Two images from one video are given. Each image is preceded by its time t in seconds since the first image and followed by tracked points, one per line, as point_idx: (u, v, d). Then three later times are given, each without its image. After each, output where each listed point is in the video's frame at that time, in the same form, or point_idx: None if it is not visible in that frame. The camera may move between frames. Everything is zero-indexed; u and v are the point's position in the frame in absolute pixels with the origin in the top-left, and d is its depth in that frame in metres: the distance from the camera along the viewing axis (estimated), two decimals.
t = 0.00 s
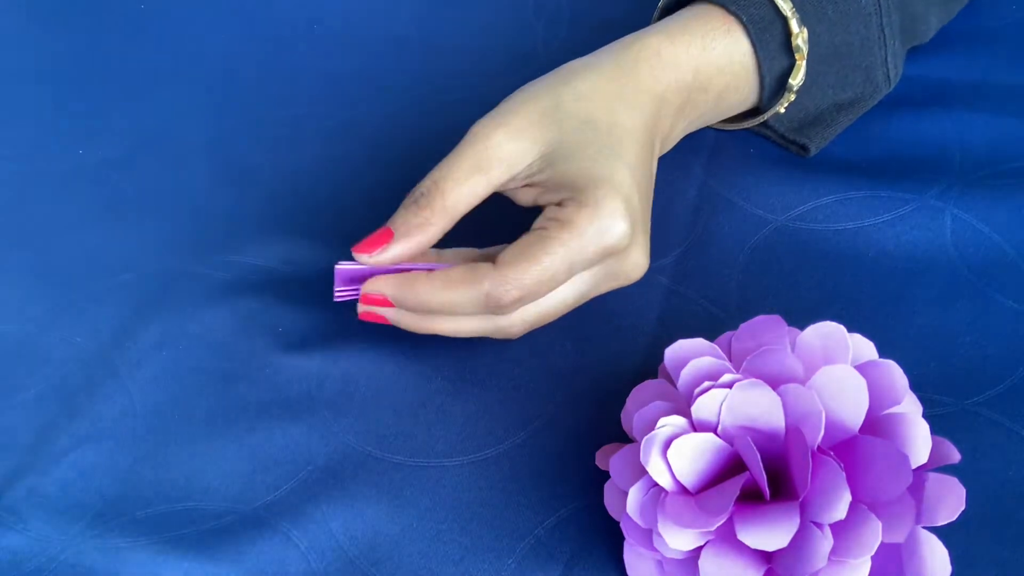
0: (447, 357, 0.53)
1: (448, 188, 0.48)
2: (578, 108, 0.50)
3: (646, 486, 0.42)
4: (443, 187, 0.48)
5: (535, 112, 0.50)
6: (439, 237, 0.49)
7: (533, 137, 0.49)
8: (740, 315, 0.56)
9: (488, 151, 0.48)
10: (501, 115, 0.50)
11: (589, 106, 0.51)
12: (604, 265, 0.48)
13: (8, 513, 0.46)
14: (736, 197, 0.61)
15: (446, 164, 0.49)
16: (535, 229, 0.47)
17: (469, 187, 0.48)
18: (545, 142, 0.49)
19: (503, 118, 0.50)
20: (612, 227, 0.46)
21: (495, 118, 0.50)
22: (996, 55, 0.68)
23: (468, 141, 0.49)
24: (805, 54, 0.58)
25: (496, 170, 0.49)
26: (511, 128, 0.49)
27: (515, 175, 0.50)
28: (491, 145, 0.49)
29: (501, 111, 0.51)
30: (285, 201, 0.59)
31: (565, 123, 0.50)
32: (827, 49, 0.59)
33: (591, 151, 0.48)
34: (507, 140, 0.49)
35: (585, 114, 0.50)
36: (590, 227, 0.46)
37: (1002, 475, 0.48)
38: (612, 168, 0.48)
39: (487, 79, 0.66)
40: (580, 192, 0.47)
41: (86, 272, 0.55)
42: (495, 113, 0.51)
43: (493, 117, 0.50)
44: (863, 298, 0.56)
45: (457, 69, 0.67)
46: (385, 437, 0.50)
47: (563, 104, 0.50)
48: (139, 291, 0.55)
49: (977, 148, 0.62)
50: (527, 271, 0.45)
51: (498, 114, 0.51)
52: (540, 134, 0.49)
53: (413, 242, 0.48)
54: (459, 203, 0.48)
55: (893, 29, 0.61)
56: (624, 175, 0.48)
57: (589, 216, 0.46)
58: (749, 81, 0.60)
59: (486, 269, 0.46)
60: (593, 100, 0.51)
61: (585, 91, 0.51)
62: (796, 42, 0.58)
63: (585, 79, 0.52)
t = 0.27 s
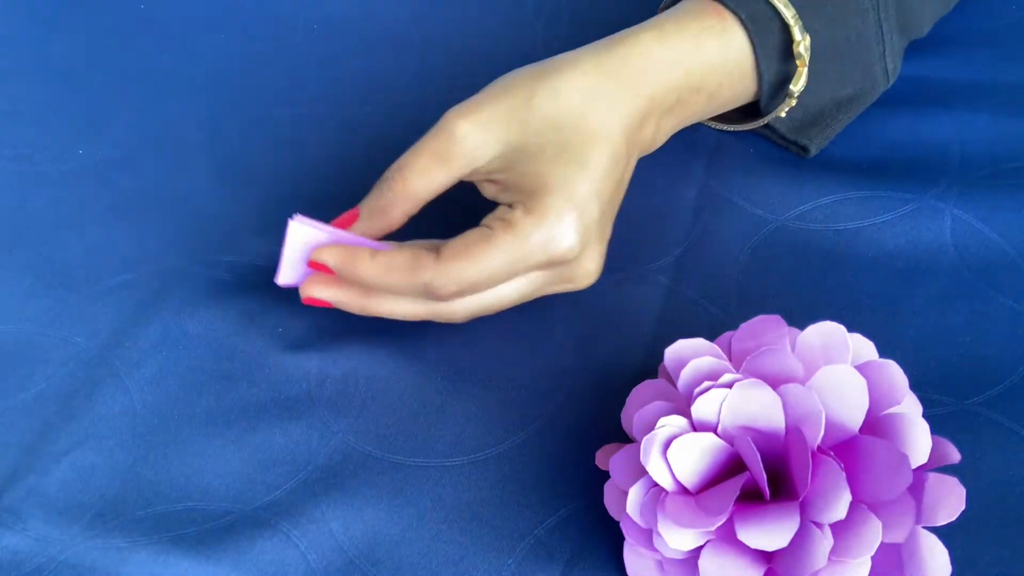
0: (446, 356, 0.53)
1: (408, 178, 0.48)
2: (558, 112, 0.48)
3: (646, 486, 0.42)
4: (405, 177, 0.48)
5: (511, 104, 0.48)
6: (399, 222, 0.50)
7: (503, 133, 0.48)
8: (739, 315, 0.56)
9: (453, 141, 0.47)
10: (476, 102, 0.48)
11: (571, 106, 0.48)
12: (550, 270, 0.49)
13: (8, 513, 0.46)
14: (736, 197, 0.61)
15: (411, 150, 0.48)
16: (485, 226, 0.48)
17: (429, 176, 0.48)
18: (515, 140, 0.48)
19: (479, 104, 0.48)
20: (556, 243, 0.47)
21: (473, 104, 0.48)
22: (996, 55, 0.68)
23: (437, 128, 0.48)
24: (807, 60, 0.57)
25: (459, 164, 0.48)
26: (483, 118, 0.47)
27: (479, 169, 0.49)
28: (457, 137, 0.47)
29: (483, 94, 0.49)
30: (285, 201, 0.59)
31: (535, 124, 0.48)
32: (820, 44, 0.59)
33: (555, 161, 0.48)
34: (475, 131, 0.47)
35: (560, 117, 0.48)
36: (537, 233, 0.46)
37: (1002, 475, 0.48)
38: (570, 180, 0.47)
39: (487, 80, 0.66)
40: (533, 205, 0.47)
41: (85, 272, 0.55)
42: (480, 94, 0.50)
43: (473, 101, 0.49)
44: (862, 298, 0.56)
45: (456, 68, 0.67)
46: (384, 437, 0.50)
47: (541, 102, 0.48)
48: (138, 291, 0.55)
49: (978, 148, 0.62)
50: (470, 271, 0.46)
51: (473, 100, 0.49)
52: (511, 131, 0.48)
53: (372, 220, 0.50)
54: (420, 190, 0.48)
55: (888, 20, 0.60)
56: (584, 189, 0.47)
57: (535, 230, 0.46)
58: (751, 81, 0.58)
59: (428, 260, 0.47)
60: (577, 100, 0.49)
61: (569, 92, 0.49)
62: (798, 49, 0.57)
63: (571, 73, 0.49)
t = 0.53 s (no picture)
0: (446, 356, 0.53)
1: (404, 150, 0.45)
2: (559, 87, 0.48)
3: (646, 486, 0.42)
4: (397, 151, 0.45)
5: (513, 79, 0.47)
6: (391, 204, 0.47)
7: (509, 111, 0.47)
8: (739, 315, 0.56)
9: (454, 114, 0.46)
10: (471, 75, 0.47)
11: (567, 83, 0.48)
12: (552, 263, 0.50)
13: (8, 513, 0.46)
14: (736, 197, 0.61)
15: (407, 122, 0.46)
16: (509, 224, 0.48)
17: (425, 147, 0.45)
18: (519, 119, 0.47)
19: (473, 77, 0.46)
20: (583, 222, 0.48)
21: (467, 78, 0.47)
22: (996, 54, 0.68)
23: (432, 100, 0.46)
24: (790, 42, 0.57)
25: (458, 137, 0.46)
26: (484, 92, 0.46)
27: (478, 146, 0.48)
28: (455, 111, 0.46)
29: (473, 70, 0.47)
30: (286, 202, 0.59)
31: (542, 102, 0.48)
32: (807, 30, 0.58)
33: (563, 143, 0.48)
34: (477, 103, 0.46)
35: (562, 101, 0.48)
36: (558, 224, 0.47)
37: (1002, 475, 0.48)
38: (581, 158, 0.48)
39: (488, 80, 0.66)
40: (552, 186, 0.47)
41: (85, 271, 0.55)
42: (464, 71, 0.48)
43: (464, 74, 0.47)
44: (862, 298, 0.56)
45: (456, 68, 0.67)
46: (384, 437, 0.50)
47: (541, 77, 0.48)
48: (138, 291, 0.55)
49: (978, 148, 0.62)
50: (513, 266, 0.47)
51: (467, 72, 0.47)
52: (517, 108, 0.47)
53: (367, 202, 0.46)
54: (416, 168, 0.46)
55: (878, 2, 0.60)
56: (594, 166, 0.48)
57: (557, 215, 0.47)
58: (736, 67, 0.59)
59: (474, 271, 0.47)
60: (569, 75, 0.49)
61: (565, 69, 0.49)
62: (781, 30, 0.57)
63: (564, 50, 0.49)
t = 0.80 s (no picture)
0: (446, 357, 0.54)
1: (448, 151, 0.48)
2: (594, 98, 0.54)
3: (646, 486, 0.42)
4: (439, 151, 0.48)
5: (549, 92, 0.52)
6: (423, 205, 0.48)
7: (546, 120, 0.52)
8: (740, 315, 0.55)
9: (493, 118, 0.50)
10: (515, 83, 0.51)
11: (599, 97, 0.54)
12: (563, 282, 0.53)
13: (8, 513, 0.46)
14: (736, 197, 0.61)
15: (451, 126, 0.49)
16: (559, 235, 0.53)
17: (466, 152, 0.49)
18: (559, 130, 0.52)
19: (517, 83, 0.51)
20: (627, 229, 0.52)
21: (510, 86, 0.51)
22: (996, 55, 0.68)
23: (472, 105, 0.50)
24: (790, 52, 0.60)
25: (497, 143, 0.51)
26: (522, 100, 0.51)
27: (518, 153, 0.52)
28: (497, 116, 0.50)
29: (513, 73, 0.52)
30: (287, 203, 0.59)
31: (579, 114, 0.53)
32: (805, 39, 0.61)
33: (598, 148, 0.53)
34: (516, 111, 0.51)
35: (592, 108, 0.53)
36: (615, 236, 0.51)
37: (1002, 475, 0.48)
38: (612, 167, 0.53)
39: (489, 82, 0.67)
40: (595, 195, 0.52)
41: (85, 272, 0.56)
42: (500, 74, 0.53)
43: (505, 79, 0.52)
44: (862, 298, 0.56)
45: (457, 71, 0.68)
46: (384, 437, 0.50)
47: (578, 90, 0.53)
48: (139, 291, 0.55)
49: (978, 148, 0.62)
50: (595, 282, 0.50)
51: (512, 79, 0.52)
52: (554, 117, 0.52)
53: (406, 200, 0.46)
54: (450, 171, 0.49)
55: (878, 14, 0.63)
56: (621, 173, 0.53)
57: (607, 223, 0.51)
58: (737, 71, 0.61)
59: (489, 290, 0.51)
60: (599, 87, 0.54)
61: (597, 78, 0.54)
62: (782, 41, 0.60)
63: (595, 62, 0.55)
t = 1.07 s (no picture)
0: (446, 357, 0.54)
1: (518, 152, 0.46)
2: (654, 83, 0.51)
3: (646, 486, 0.42)
4: (520, 153, 0.46)
5: (615, 81, 0.49)
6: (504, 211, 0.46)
7: (616, 111, 0.49)
8: (740, 315, 0.55)
9: (568, 117, 0.47)
10: (581, 79, 0.48)
11: (657, 81, 0.52)
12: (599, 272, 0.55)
13: (8, 513, 0.46)
14: (736, 197, 0.61)
15: (535, 127, 0.46)
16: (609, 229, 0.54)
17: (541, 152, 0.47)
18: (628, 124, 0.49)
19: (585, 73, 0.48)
20: (681, 218, 0.52)
21: (581, 78, 0.48)
22: (997, 54, 0.68)
23: (543, 106, 0.47)
24: (810, 31, 0.60)
25: (571, 138, 0.48)
26: (595, 94, 0.48)
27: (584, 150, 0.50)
28: (569, 115, 0.47)
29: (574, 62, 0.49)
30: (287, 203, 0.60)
31: (642, 102, 0.50)
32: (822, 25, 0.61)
33: (653, 137, 0.50)
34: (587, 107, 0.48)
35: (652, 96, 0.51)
36: (661, 223, 0.52)
37: (1003, 475, 0.48)
38: (672, 157, 0.51)
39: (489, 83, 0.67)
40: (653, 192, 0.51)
41: (85, 273, 0.56)
42: (556, 65, 0.50)
43: (561, 70, 0.49)
44: (862, 297, 0.56)
45: (457, 70, 0.67)
46: (384, 437, 0.50)
47: (638, 75, 0.50)
48: (138, 291, 0.55)
49: (978, 148, 0.62)
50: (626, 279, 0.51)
51: (575, 74, 0.48)
52: (619, 112, 0.49)
53: (490, 211, 0.45)
54: (530, 174, 0.47)
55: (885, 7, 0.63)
56: (677, 162, 0.52)
57: (662, 218, 0.52)
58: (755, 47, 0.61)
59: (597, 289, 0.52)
60: (653, 70, 0.52)
61: (650, 61, 0.52)
62: (805, 18, 0.60)
63: (647, 47, 0.52)
